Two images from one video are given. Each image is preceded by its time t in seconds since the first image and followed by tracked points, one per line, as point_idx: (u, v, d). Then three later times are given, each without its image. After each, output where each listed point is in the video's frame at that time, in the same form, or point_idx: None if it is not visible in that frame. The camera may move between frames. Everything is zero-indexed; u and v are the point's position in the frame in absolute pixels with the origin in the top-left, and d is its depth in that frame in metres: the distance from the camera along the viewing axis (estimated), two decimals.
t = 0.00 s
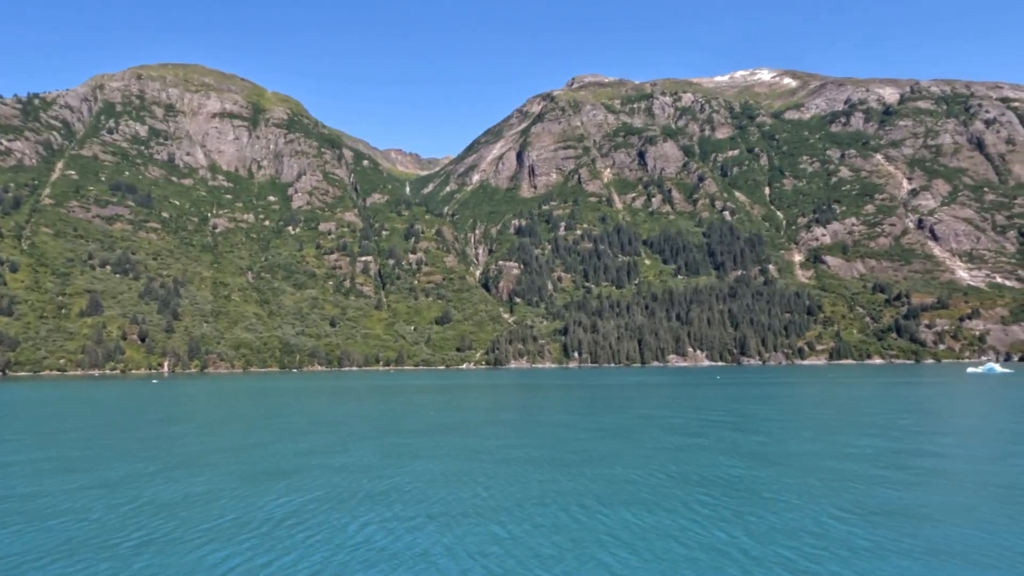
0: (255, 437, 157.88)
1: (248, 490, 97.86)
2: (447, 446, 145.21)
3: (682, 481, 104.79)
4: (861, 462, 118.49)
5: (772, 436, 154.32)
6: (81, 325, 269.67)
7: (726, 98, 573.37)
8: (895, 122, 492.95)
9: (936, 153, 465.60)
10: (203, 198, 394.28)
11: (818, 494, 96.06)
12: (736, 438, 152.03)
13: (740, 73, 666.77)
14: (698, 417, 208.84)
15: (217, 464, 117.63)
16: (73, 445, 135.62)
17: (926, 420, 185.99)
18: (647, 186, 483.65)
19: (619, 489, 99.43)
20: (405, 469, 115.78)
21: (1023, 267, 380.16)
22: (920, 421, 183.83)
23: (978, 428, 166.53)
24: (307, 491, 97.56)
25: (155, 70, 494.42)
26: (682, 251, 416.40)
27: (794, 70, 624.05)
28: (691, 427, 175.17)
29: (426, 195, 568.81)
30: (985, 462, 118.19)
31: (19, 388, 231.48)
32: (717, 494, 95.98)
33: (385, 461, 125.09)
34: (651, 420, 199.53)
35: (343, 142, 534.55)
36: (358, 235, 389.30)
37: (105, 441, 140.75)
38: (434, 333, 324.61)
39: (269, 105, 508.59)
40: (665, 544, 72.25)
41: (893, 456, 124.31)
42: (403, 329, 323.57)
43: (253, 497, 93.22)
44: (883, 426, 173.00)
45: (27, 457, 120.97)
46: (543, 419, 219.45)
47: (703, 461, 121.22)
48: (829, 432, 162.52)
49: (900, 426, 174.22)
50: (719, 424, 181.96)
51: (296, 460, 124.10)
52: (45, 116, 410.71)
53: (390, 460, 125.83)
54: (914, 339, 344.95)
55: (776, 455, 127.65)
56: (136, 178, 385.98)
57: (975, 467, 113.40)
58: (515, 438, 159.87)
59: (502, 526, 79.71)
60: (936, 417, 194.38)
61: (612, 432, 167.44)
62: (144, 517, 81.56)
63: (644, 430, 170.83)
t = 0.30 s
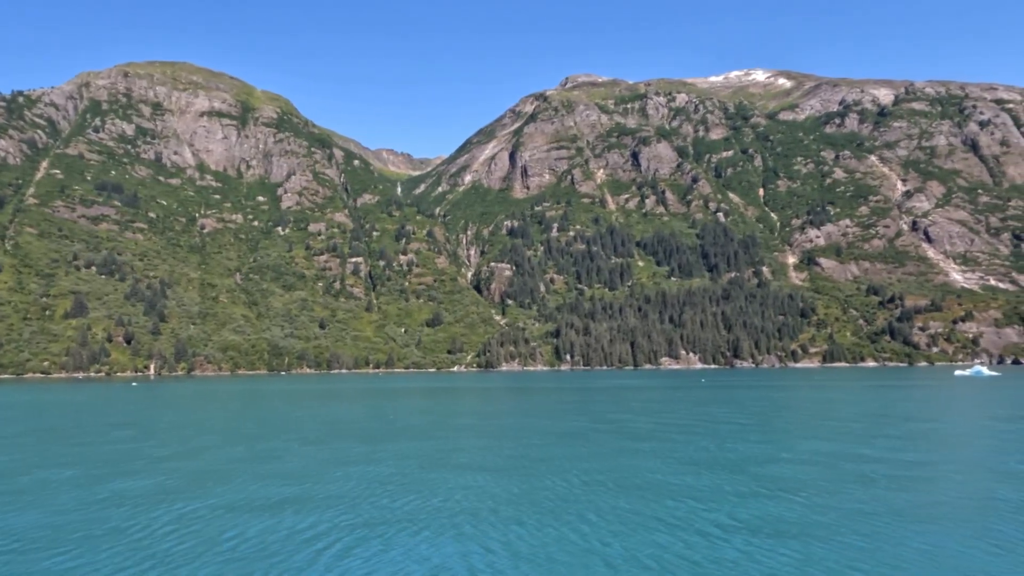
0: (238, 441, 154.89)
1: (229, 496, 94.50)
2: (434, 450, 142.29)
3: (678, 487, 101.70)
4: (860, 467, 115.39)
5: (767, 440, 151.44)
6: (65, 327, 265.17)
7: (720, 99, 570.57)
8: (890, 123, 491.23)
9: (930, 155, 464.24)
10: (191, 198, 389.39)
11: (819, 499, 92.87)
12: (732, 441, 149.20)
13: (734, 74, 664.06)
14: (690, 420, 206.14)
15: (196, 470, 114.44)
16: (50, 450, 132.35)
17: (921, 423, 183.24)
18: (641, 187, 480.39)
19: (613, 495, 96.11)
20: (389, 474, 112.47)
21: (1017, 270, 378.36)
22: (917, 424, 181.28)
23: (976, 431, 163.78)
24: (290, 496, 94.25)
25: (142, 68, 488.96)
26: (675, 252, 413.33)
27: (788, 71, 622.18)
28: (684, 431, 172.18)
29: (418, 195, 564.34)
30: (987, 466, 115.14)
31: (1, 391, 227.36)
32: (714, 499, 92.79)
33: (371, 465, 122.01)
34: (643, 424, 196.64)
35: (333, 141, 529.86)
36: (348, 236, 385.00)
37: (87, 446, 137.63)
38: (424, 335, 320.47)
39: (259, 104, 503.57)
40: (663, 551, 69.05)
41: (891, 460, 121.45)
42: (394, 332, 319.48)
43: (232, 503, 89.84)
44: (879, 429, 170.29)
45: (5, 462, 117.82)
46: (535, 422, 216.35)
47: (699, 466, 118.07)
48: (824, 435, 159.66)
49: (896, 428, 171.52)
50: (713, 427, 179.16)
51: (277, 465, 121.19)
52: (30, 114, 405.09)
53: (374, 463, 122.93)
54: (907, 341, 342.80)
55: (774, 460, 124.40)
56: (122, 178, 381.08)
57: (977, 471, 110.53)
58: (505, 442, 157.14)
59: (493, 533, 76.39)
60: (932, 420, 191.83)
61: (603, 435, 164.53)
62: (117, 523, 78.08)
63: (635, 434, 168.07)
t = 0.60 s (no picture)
0: (218, 445, 151.29)
1: (204, 504, 90.92)
2: (419, 454, 138.97)
3: (669, 491, 98.54)
4: (857, 471, 112.24)
5: (761, 444, 148.25)
6: (50, 329, 260.67)
7: (716, 99, 567.40)
8: (886, 124, 489.08)
9: (926, 156, 462.43)
10: (180, 198, 384.62)
11: (816, 503, 89.73)
12: (725, 445, 146.00)
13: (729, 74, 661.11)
14: (683, 422, 202.79)
15: (172, 478, 110.87)
16: (25, 454, 128.85)
17: (917, 427, 180.28)
18: (635, 188, 476.82)
19: (602, 499, 92.87)
20: (373, 480, 109.01)
21: (1013, 272, 375.76)
22: (912, 428, 178.37)
23: (974, 435, 160.82)
24: (267, 504, 90.74)
25: (131, 65, 483.71)
26: (670, 254, 410.07)
27: (784, 71, 619.61)
28: (676, 434, 168.88)
29: (411, 195, 560.05)
30: (988, 471, 112.16)
31: None
32: (707, 503, 89.58)
33: (353, 471, 118.76)
34: (635, 427, 193.34)
35: (324, 140, 525.19)
36: (339, 237, 380.64)
37: (64, 450, 134.15)
38: (416, 337, 316.37)
39: (249, 102, 498.76)
40: (649, 556, 66.13)
41: (888, 463, 118.41)
42: (385, 334, 315.49)
43: (207, 511, 86.35)
44: (874, 433, 167.24)
45: None
46: (525, 425, 212.77)
47: (692, 470, 114.77)
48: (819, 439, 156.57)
49: (892, 432, 168.46)
50: (705, 431, 175.93)
51: (257, 471, 117.73)
52: (16, 112, 399.70)
53: (357, 469, 119.63)
54: (902, 344, 340.01)
55: (768, 463, 121.21)
56: (110, 177, 376.33)
57: (976, 476, 107.55)
58: (492, 445, 153.88)
59: (476, 541, 73.12)
60: (928, 424, 189.04)
61: (594, 439, 161.23)
62: (82, 530, 74.50)
63: (626, 438, 164.77)
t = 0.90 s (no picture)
0: (205, 448, 148.67)
1: (185, 514, 88.45)
2: (410, 458, 136.74)
3: (655, 496, 95.81)
4: (854, 477, 110.40)
5: (756, 447, 146.18)
6: (36, 331, 256.60)
7: (712, 98, 563.79)
8: (883, 124, 485.96)
9: (923, 157, 459.75)
10: (168, 198, 380.12)
11: (815, 509, 87.82)
12: (719, 449, 143.80)
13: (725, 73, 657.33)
14: (676, 425, 199.67)
15: (156, 485, 108.27)
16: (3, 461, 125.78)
17: (913, 429, 178.32)
18: (631, 188, 473.03)
19: (596, 504, 90.87)
20: (363, 485, 106.79)
21: (1010, 274, 373.10)
22: (908, 430, 176.37)
23: (971, 438, 158.97)
24: (253, 512, 88.43)
25: (118, 63, 478.49)
26: (665, 255, 406.41)
27: (780, 71, 616.12)
28: (670, 437, 166.82)
29: (404, 195, 555.59)
30: (987, 476, 110.35)
31: None
32: (704, 509, 87.62)
33: (337, 476, 115.90)
34: (629, 429, 191.12)
35: (316, 140, 520.43)
36: (331, 238, 376.53)
37: (43, 457, 131.11)
38: (408, 339, 312.33)
39: (239, 101, 494.05)
40: None
41: (885, 468, 116.56)
42: (376, 336, 311.53)
43: (192, 522, 84.01)
44: (870, 435, 165.31)
45: None
46: (517, 428, 209.44)
47: (687, 475, 112.83)
48: (815, 442, 154.47)
49: (888, 434, 166.49)
50: (699, 434, 173.72)
51: (245, 476, 115.45)
52: (2, 110, 394.64)
53: (339, 475, 116.81)
54: (898, 346, 337.23)
55: (764, 467, 119.24)
56: (97, 177, 371.83)
57: (976, 482, 105.73)
58: (483, 448, 151.69)
59: (469, 553, 71.06)
60: (924, 426, 187.14)
61: (587, 442, 158.97)
62: (61, 549, 72.00)
63: (618, 440, 162.75)
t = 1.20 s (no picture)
0: (193, 451, 146.18)
1: (160, 523, 85.57)
2: (401, 461, 134.38)
3: (643, 506, 92.92)
4: (850, 484, 108.35)
5: (751, 450, 143.81)
6: (21, 333, 252.77)
7: (709, 96, 559.94)
8: (881, 124, 482.29)
9: (922, 157, 456.39)
10: (157, 198, 375.79)
11: (812, 519, 85.74)
12: (715, 452, 141.34)
13: (722, 71, 653.22)
14: (671, 428, 196.74)
15: (135, 490, 105.43)
16: None
17: (911, 432, 176.03)
18: (626, 188, 469.03)
19: (589, 514, 88.59)
20: (352, 492, 104.33)
21: (1009, 275, 370.46)
22: (904, 433, 174.17)
23: (969, 441, 156.93)
24: (237, 523, 85.90)
25: (107, 60, 473.54)
26: (661, 256, 402.78)
27: (778, 70, 612.42)
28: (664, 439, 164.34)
29: (397, 195, 551.10)
30: (988, 481, 108.08)
31: None
32: (697, 520, 85.54)
33: (322, 482, 113.03)
34: (622, 432, 188.66)
35: (308, 138, 516.05)
36: (322, 238, 372.36)
37: (23, 462, 128.16)
38: (401, 341, 308.59)
39: (229, 98, 489.39)
40: None
41: (883, 475, 114.50)
42: (368, 338, 307.74)
43: (164, 532, 81.12)
44: (866, 439, 163.04)
45: None
46: (510, 431, 206.41)
47: (682, 480, 110.47)
48: (811, 445, 152.35)
49: (885, 437, 164.24)
50: (694, 436, 171.29)
51: (233, 482, 112.90)
52: None
53: (325, 481, 113.89)
54: (895, 348, 334.11)
55: (761, 473, 116.98)
56: (85, 176, 367.56)
57: (977, 489, 103.69)
58: (476, 450, 149.31)
59: (459, 571, 68.84)
60: (920, 429, 185.08)
61: (580, 444, 156.54)
62: (37, 566, 69.45)
63: (613, 442, 160.52)
